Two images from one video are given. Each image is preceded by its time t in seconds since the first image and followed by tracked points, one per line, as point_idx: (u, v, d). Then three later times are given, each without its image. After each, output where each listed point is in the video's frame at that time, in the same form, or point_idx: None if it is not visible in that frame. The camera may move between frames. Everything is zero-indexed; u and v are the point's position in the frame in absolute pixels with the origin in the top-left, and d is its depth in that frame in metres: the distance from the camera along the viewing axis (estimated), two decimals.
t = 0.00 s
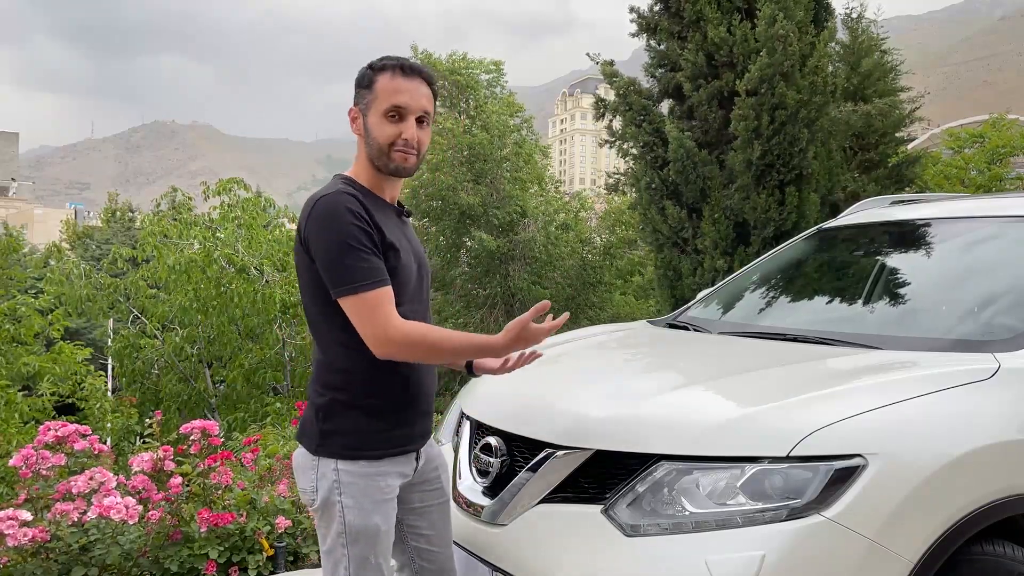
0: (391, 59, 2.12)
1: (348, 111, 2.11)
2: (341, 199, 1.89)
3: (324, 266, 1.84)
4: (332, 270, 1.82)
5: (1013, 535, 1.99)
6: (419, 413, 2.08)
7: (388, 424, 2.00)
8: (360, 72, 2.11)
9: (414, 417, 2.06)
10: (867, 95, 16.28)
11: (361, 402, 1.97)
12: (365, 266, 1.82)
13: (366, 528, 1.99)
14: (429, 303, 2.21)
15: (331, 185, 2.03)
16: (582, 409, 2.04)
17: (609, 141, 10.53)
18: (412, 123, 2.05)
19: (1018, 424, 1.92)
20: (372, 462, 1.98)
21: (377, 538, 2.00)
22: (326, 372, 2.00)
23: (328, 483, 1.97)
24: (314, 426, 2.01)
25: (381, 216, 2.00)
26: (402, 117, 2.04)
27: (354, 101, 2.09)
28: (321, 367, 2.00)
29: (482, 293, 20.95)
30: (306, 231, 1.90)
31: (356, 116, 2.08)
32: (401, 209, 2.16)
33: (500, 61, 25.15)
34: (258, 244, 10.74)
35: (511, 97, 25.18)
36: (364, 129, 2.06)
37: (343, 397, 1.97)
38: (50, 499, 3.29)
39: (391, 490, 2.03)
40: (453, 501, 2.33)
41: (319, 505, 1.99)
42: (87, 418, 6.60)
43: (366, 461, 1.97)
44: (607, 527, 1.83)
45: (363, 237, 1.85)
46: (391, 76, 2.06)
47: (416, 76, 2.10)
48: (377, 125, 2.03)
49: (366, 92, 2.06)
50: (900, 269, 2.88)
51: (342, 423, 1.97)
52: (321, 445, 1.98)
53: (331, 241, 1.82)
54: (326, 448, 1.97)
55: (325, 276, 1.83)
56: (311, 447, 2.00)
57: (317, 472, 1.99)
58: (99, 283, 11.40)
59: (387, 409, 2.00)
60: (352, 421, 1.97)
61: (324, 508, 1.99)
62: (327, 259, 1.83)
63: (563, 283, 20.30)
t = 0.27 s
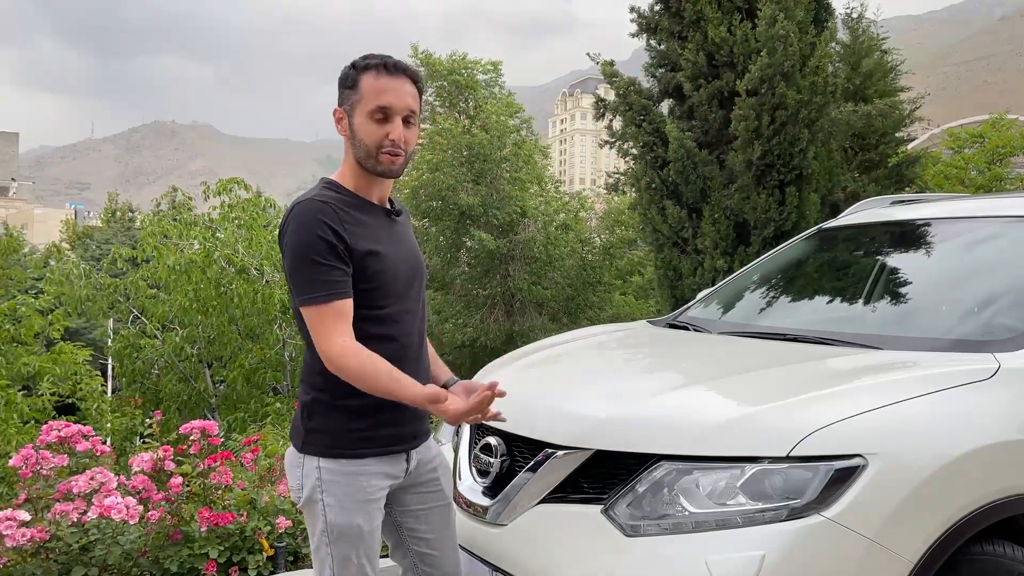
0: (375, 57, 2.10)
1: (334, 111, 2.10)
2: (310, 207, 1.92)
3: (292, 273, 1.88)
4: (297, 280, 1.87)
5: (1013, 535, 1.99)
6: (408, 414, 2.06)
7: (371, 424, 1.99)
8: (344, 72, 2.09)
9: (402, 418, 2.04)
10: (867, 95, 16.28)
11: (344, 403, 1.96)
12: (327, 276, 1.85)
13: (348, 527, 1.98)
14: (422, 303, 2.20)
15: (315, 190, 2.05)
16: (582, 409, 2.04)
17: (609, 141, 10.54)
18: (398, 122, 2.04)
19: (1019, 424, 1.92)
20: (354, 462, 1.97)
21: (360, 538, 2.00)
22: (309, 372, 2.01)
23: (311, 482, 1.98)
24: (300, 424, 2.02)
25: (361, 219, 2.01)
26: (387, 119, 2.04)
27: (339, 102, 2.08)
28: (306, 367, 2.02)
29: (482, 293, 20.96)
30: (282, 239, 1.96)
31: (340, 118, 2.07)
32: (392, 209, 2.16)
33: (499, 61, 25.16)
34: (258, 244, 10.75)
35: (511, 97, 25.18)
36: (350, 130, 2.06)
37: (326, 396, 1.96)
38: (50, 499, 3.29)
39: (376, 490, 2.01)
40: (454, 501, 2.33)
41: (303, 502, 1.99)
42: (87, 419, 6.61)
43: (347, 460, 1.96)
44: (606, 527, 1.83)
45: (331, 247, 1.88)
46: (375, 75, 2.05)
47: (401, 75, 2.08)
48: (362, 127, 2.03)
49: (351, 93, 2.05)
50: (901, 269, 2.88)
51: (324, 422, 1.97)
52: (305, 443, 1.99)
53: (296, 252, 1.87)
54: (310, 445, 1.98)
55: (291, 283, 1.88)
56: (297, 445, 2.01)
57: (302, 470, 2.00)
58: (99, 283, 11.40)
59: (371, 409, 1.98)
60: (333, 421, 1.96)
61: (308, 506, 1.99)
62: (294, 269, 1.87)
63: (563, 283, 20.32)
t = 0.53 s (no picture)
0: (415, 69, 2.08)
1: (362, 112, 2.04)
2: (309, 212, 1.92)
3: (279, 274, 1.88)
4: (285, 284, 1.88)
5: (1013, 535, 1.99)
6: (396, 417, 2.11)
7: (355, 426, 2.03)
8: (380, 74, 2.03)
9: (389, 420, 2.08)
10: (867, 95, 16.28)
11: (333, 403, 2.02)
12: (319, 285, 1.87)
13: (332, 525, 2.04)
14: (413, 308, 2.23)
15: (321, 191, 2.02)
16: (581, 409, 2.05)
17: (609, 141, 10.54)
18: (434, 145, 2.07)
19: (1019, 424, 1.92)
20: (338, 461, 2.03)
21: (343, 536, 2.04)
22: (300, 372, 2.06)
23: (298, 478, 2.05)
24: (290, 421, 2.09)
25: (361, 226, 2.02)
26: (426, 139, 2.06)
27: (371, 106, 2.02)
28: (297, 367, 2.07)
29: (482, 293, 20.96)
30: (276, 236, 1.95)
31: (372, 123, 2.02)
32: (387, 210, 2.18)
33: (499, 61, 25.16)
34: (258, 244, 10.74)
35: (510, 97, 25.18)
36: (381, 139, 2.03)
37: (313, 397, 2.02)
38: (50, 499, 3.30)
39: (361, 490, 2.06)
40: (454, 501, 2.33)
41: (291, 498, 2.07)
42: (87, 419, 6.60)
43: (332, 460, 2.02)
44: (606, 527, 1.83)
45: (325, 254, 1.89)
46: (417, 92, 2.04)
47: (436, 95, 2.10)
48: (400, 143, 2.03)
49: (391, 104, 2.01)
50: (901, 269, 2.88)
51: (312, 419, 2.03)
52: (293, 440, 2.06)
53: (288, 256, 1.87)
54: (298, 443, 2.05)
55: (277, 283, 1.88)
56: (287, 441, 2.08)
57: (291, 466, 2.07)
58: (99, 284, 11.40)
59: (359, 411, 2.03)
60: (320, 421, 2.02)
61: (295, 502, 2.06)
62: (284, 271, 1.87)
63: (563, 283, 20.31)
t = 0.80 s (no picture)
0: (418, 77, 2.10)
1: (365, 116, 2.04)
2: (316, 211, 1.93)
3: (291, 272, 1.89)
4: (297, 281, 1.88)
5: (1013, 535, 1.99)
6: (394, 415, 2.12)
7: (356, 423, 2.05)
8: (385, 81, 2.05)
9: (387, 419, 2.11)
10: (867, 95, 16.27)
11: (333, 400, 2.03)
12: (330, 281, 1.88)
13: (333, 522, 2.05)
14: (412, 308, 2.25)
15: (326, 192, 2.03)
16: (581, 409, 2.05)
17: (609, 141, 10.54)
18: (435, 151, 2.09)
19: (1019, 424, 1.92)
20: (340, 458, 2.04)
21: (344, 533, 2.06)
22: (300, 370, 2.06)
23: (299, 476, 2.05)
24: (289, 419, 2.09)
25: (365, 226, 2.03)
26: (428, 145, 2.08)
27: (375, 111, 2.03)
28: (297, 366, 2.07)
29: (482, 293, 20.96)
30: (283, 236, 1.95)
31: (374, 128, 2.03)
32: (386, 211, 2.19)
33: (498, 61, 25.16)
34: (258, 244, 10.73)
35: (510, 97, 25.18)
36: (384, 144, 2.04)
37: (315, 395, 2.04)
38: (50, 499, 3.29)
39: (360, 486, 2.08)
40: (452, 501, 2.33)
41: (291, 496, 2.06)
42: (87, 419, 6.60)
43: (334, 457, 2.03)
44: (606, 527, 1.83)
45: (334, 251, 1.90)
46: (421, 99, 2.06)
47: (441, 102, 2.12)
48: (403, 148, 2.04)
49: (394, 110, 2.03)
50: (901, 269, 2.88)
51: (313, 417, 2.04)
52: (293, 438, 2.06)
53: (299, 254, 1.87)
54: (298, 441, 2.05)
55: (290, 281, 1.88)
56: (286, 440, 2.08)
57: (290, 465, 2.07)
58: (99, 284, 11.40)
59: (361, 409, 2.05)
60: (322, 418, 2.03)
61: (295, 500, 2.06)
62: (294, 269, 1.88)
63: (563, 283, 20.30)
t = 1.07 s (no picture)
0: (401, 75, 2.11)
1: (353, 119, 2.07)
2: (315, 209, 1.94)
3: (293, 270, 1.89)
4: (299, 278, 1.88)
5: (1013, 535, 1.99)
6: (401, 408, 2.14)
7: (364, 417, 2.07)
8: (369, 83, 2.08)
9: (393, 413, 2.12)
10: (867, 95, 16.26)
11: (342, 395, 2.04)
12: (330, 274, 1.87)
13: (340, 514, 2.05)
14: (417, 308, 2.24)
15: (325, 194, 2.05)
16: (581, 409, 2.04)
17: (609, 141, 10.54)
18: (422, 143, 2.08)
19: (1019, 424, 1.92)
20: (348, 451, 2.05)
21: (350, 525, 2.07)
22: (307, 367, 2.07)
23: (307, 469, 2.05)
24: (296, 414, 2.09)
25: (366, 224, 2.04)
26: (412, 138, 2.06)
27: (360, 112, 2.06)
28: (303, 362, 2.08)
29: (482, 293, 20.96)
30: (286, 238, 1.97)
31: (361, 128, 2.05)
32: (391, 213, 2.20)
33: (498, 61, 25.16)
34: (258, 244, 10.72)
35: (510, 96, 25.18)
36: (371, 143, 2.05)
37: (323, 389, 2.04)
38: (50, 499, 3.29)
39: (365, 480, 2.09)
40: (451, 501, 2.33)
41: (299, 490, 2.07)
42: (87, 420, 6.60)
43: (342, 450, 2.04)
44: (605, 527, 1.83)
45: (335, 247, 1.90)
46: (402, 95, 2.06)
47: (426, 97, 2.11)
48: (387, 142, 2.04)
49: (376, 108, 2.04)
50: (900, 269, 2.88)
51: (322, 412, 2.04)
52: (301, 432, 2.06)
53: (299, 250, 1.88)
54: (306, 435, 2.05)
55: (290, 278, 1.88)
56: (293, 434, 2.08)
57: (297, 459, 2.07)
58: (99, 284, 11.40)
59: (368, 403, 2.06)
60: (331, 412, 2.04)
61: (303, 493, 2.06)
62: (295, 266, 1.88)
63: (563, 283, 20.30)
